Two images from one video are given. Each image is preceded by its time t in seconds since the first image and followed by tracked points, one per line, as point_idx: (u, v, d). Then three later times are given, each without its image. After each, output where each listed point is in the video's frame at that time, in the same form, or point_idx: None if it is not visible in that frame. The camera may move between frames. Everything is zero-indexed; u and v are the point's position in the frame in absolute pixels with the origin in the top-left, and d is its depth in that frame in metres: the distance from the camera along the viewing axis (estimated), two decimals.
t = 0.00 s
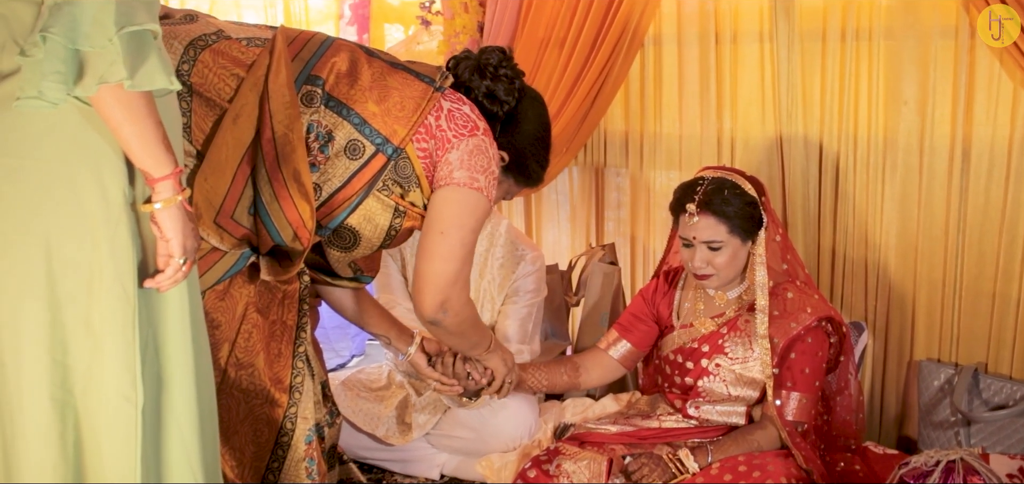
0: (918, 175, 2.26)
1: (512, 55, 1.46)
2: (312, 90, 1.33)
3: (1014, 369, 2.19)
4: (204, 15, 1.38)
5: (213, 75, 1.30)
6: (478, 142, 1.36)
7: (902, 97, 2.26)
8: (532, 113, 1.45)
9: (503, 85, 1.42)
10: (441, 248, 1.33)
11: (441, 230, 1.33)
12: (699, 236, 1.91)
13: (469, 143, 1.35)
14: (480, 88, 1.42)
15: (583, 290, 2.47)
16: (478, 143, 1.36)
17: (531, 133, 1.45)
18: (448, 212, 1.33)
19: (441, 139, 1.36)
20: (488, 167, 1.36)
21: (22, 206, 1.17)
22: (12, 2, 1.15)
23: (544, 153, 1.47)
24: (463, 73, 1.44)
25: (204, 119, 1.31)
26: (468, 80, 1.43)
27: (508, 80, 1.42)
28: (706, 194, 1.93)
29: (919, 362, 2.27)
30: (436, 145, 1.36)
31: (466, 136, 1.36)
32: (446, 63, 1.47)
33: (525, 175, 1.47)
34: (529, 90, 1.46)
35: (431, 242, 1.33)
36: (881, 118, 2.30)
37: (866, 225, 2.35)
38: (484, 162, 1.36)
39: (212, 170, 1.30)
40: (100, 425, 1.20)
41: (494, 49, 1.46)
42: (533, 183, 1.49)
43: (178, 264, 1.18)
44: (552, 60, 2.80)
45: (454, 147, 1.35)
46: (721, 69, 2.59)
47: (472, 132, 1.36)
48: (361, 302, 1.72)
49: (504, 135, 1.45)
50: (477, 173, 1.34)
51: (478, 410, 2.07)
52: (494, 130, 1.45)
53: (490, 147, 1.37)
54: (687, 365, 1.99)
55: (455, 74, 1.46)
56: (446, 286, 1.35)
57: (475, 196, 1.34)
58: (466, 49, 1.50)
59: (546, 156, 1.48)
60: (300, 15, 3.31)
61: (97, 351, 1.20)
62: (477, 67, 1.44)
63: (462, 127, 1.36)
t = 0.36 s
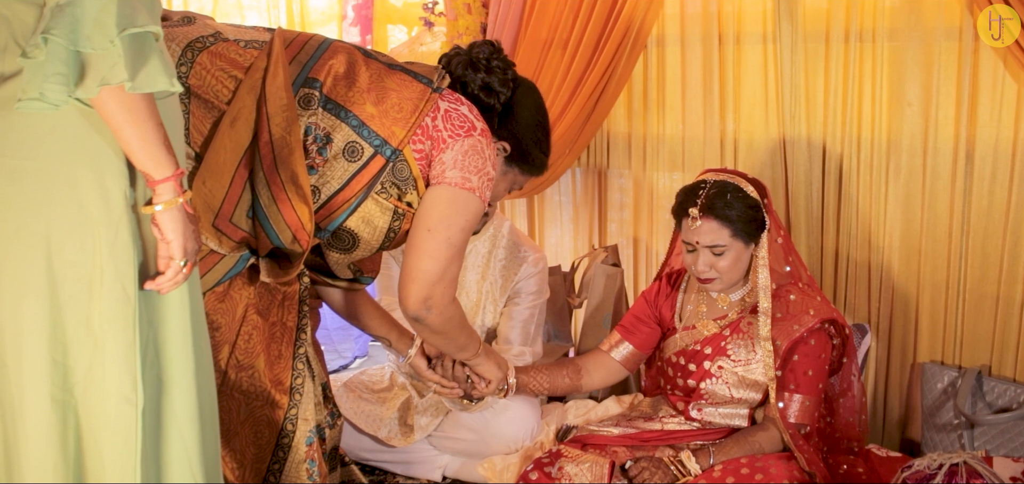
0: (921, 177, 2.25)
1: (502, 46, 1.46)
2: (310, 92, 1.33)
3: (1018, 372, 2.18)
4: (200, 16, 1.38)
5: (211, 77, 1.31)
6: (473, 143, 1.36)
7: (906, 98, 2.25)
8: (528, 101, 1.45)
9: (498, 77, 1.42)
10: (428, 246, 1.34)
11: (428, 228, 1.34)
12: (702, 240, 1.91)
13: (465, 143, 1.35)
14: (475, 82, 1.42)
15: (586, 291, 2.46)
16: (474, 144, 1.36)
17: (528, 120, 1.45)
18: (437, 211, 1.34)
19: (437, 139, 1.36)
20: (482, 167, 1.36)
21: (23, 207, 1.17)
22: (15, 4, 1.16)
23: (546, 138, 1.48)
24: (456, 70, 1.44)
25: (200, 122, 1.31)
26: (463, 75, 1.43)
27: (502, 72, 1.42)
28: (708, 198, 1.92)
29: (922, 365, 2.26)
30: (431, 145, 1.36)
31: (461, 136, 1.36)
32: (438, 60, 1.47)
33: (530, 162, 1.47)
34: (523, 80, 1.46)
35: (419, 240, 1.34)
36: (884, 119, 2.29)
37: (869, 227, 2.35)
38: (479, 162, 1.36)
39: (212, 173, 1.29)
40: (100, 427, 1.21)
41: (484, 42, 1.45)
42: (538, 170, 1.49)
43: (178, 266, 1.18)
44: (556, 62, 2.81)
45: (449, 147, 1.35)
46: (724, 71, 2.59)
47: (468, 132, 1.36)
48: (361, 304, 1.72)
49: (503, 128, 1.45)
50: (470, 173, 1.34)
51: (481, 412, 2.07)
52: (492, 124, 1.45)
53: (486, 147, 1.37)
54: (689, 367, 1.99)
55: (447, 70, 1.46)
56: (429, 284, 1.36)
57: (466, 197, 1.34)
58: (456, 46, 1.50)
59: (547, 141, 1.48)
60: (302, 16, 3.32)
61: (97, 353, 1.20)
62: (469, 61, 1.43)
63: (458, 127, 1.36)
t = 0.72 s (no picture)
0: (927, 179, 2.25)
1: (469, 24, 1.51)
2: (309, 91, 1.33)
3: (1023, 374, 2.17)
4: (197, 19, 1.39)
5: (210, 78, 1.30)
6: (475, 133, 1.37)
7: (911, 100, 2.25)
8: (509, 67, 1.50)
9: (478, 47, 1.47)
10: (436, 239, 1.36)
11: (437, 221, 1.35)
12: (705, 246, 1.90)
13: (467, 134, 1.37)
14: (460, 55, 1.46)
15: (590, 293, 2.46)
16: (476, 133, 1.37)
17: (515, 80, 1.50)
18: (443, 203, 1.35)
19: (439, 131, 1.37)
20: (486, 155, 1.37)
21: (29, 208, 1.18)
22: (20, 5, 1.16)
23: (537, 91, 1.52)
24: (438, 54, 1.48)
25: (204, 122, 1.30)
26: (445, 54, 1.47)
27: (478, 41, 1.47)
28: (709, 204, 1.92)
29: (927, 367, 2.25)
30: (434, 137, 1.37)
31: (463, 127, 1.37)
32: (413, 52, 1.51)
33: (533, 116, 1.51)
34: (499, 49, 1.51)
35: (429, 233, 1.36)
36: (889, 121, 2.29)
37: (873, 229, 2.34)
38: (483, 151, 1.37)
39: (215, 176, 1.29)
40: (103, 429, 1.20)
41: (450, 22, 1.50)
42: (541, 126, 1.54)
43: (183, 268, 1.17)
44: (560, 63, 2.81)
45: (451, 138, 1.36)
46: (729, 73, 2.59)
47: (470, 122, 1.37)
48: (366, 306, 1.72)
49: (495, 94, 1.49)
50: (474, 163, 1.36)
51: (485, 414, 2.06)
52: (484, 95, 1.48)
53: (489, 136, 1.38)
54: (693, 369, 1.98)
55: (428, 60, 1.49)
56: (440, 277, 1.38)
57: (471, 186, 1.36)
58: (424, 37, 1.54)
59: (540, 92, 1.53)
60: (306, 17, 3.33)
61: (100, 355, 1.19)
62: (445, 41, 1.47)
63: (459, 118, 1.37)
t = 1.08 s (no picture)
0: (934, 184, 2.24)
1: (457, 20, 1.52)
2: (308, 93, 1.33)
3: None
4: (191, 27, 1.38)
5: (208, 85, 1.29)
6: (477, 130, 1.35)
7: (918, 104, 2.24)
8: (502, 59, 1.50)
9: (468, 41, 1.47)
10: (440, 239, 1.34)
11: (441, 222, 1.33)
12: (712, 252, 1.90)
13: (468, 132, 1.35)
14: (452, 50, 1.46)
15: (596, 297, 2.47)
16: (477, 131, 1.35)
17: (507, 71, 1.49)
18: (445, 204, 1.34)
19: (440, 130, 1.35)
20: (488, 153, 1.35)
21: (35, 215, 1.16)
22: (26, 11, 1.15)
23: (533, 82, 1.51)
24: (429, 50, 1.49)
25: (204, 129, 1.30)
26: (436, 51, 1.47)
27: (469, 36, 1.48)
28: (717, 208, 1.91)
29: (934, 372, 2.24)
30: (435, 136, 1.36)
31: (464, 125, 1.35)
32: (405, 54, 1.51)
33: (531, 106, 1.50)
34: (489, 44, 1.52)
35: (433, 234, 1.34)
36: (896, 125, 2.28)
37: (880, 234, 2.33)
38: (485, 148, 1.35)
39: (218, 183, 1.28)
40: (111, 439, 1.20)
41: (441, 22, 1.51)
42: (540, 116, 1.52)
43: (191, 276, 1.18)
44: (565, 66, 2.80)
45: (452, 137, 1.35)
46: (735, 77, 2.58)
47: (470, 119, 1.36)
48: (371, 309, 1.71)
49: (489, 86, 1.47)
50: (476, 161, 1.34)
51: (491, 419, 2.07)
52: (480, 89, 1.47)
53: (490, 132, 1.36)
54: (700, 373, 1.98)
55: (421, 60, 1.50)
56: (446, 277, 1.36)
57: (474, 185, 1.34)
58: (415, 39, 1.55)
59: (535, 81, 1.52)
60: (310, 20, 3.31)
61: (108, 364, 1.19)
62: (436, 39, 1.48)
63: (459, 116, 1.35)
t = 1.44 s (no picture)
0: (939, 189, 2.23)
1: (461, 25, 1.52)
2: (311, 98, 1.32)
3: None
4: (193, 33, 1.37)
5: (210, 91, 1.28)
6: (480, 135, 1.34)
7: (923, 108, 2.23)
8: (506, 65, 1.49)
9: (472, 47, 1.47)
10: (441, 244, 1.33)
11: (442, 226, 1.33)
12: (715, 261, 1.89)
13: (471, 136, 1.34)
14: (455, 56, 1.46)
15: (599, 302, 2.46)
16: (480, 136, 1.34)
17: (510, 76, 1.48)
18: (448, 208, 1.33)
19: (442, 134, 1.34)
20: (491, 159, 1.34)
21: (39, 223, 1.12)
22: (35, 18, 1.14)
23: (536, 88, 1.51)
24: (432, 55, 1.48)
25: (204, 136, 1.28)
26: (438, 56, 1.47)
27: (471, 41, 1.47)
28: (720, 218, 1.91)
29: (939, 378, 2.23)
30: (438, 140, 1.35)
31: (467, 130, 1.34)
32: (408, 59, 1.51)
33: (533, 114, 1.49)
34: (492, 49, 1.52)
35: (435, 239, 1.33)
36: (901, 129, 2.27)
37: (885, 239, 2.32)
38: (488, 154, 1.34)
39: (217, 188, 1.26)
40: (116, 450, 1.16)
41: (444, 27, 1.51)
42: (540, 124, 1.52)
43: (201, 281, 1.14)
44: (569, 69, 2.80)
45: (455, 142, 1.34)
46: (740, 82, 2.57)
47: (473, 124, 1.35)
48: (374, 317, 1.70)
49: (491, 91, 1.47)
50: (479, 167, 1.33)
51: (494, 425, 2.07)
52: (482, 94, 1.47)
53: (493, 137, 1.36)
54: (704, 380, 1.98)
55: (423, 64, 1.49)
56: (447, 282, 1.36)
57: (477, 190, 1.33)
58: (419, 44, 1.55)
59: (538, 87, 1.51)
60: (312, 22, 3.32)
61: (114, 373, 1.15)
62: (439, 43, 1.48)
63: (462, 120, 1.35)
